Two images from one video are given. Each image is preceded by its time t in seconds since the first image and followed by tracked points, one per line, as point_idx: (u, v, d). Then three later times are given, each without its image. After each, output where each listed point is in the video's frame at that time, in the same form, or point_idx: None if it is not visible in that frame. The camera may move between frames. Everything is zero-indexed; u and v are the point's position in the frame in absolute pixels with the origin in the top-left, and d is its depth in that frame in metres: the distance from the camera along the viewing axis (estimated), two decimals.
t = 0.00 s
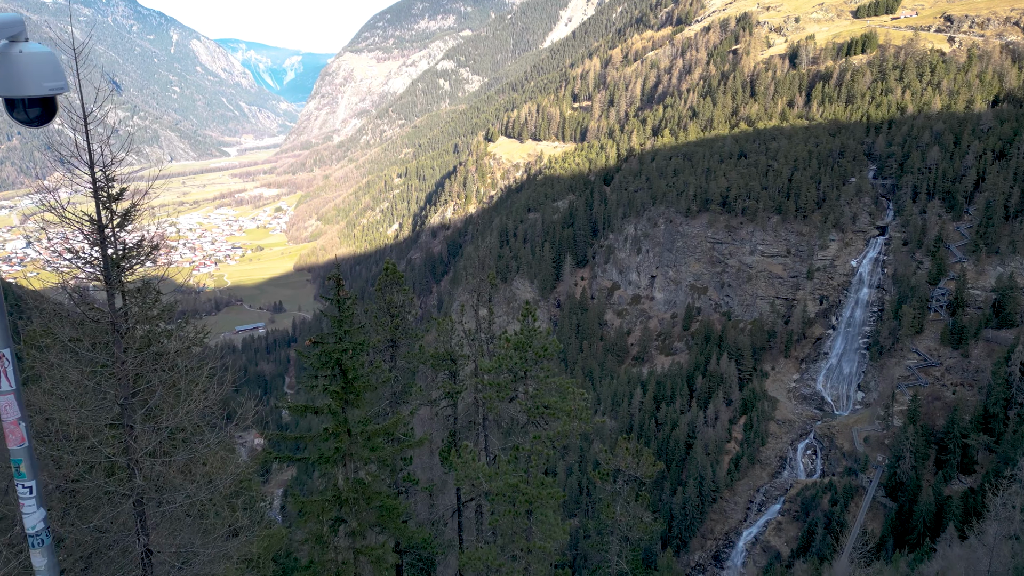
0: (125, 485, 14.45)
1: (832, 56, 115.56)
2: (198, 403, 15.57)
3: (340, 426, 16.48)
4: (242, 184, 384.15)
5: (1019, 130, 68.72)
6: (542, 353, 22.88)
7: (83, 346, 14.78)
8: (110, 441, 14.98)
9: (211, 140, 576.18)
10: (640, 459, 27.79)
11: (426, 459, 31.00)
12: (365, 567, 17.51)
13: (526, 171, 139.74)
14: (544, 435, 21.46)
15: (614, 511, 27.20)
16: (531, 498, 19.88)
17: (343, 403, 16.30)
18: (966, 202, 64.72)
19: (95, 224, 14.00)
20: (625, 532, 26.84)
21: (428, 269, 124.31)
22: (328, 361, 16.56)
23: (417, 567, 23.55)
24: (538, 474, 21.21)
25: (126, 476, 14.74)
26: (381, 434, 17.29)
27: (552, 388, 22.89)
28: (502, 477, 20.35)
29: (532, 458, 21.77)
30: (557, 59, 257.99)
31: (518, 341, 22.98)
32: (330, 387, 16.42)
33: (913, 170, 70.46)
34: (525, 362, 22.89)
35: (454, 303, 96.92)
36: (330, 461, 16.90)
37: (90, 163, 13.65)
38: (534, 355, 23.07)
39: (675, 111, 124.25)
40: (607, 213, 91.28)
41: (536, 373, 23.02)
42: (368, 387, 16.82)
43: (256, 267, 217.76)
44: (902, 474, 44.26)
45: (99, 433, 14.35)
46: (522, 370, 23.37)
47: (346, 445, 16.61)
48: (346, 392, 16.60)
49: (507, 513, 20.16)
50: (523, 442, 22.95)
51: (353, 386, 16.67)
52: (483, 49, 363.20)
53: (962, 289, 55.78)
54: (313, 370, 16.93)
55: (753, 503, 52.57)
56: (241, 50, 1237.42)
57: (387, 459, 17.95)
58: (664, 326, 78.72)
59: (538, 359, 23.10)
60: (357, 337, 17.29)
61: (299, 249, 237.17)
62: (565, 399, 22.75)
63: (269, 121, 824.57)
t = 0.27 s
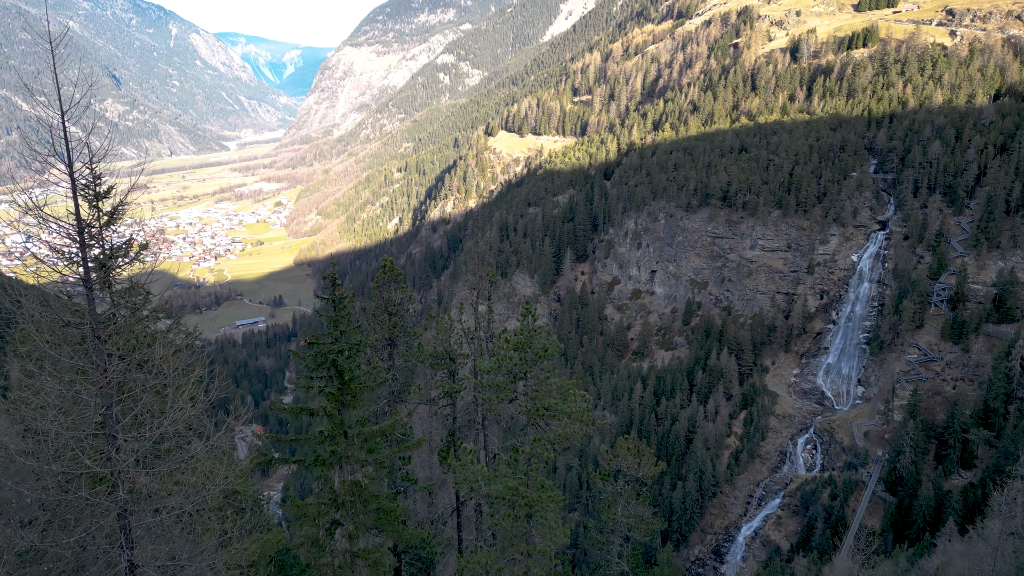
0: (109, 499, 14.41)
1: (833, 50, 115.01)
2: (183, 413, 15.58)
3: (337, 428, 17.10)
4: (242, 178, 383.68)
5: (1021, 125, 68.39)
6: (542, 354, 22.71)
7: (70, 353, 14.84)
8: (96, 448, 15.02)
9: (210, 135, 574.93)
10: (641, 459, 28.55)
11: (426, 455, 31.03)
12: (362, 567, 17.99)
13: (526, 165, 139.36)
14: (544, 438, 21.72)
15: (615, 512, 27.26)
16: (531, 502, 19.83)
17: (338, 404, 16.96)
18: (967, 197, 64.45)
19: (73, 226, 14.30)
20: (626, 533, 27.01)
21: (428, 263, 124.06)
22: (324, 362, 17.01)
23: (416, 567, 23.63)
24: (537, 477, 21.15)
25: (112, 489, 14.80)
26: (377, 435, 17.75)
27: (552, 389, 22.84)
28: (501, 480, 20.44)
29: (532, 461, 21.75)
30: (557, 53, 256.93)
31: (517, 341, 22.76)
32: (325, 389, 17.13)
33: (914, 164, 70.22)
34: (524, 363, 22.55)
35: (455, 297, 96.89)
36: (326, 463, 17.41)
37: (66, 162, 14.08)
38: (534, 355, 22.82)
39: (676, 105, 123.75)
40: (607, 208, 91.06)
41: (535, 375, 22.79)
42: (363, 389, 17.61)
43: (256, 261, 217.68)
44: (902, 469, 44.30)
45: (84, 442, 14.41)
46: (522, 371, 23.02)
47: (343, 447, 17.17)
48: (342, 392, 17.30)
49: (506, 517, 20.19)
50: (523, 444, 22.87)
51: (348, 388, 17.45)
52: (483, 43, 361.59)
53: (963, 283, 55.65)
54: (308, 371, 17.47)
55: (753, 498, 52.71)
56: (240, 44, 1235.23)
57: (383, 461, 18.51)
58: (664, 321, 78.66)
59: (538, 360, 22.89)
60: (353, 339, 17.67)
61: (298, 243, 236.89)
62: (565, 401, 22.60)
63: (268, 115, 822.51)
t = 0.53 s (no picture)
0: (91, 511, 14.61)
1: (834, 44, 114.44)
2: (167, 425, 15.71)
3: (333, 432, 17.17)
4: (241, 173, 383.12)
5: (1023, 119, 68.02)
6: (542, 355, 22.46)
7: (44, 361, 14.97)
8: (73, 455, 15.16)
9: (209, 129, 573.58)
10: (643, 460, 28.21)
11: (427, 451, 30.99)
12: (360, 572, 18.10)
13: (526, 160, 138.93)
14: (544, 441, 21.35)
15: (616, 515, 27.07)
16: (531, 507, 19.61)
17: (332, 408, 16.90)
18: (968, 191, 64.18)
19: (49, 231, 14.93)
20: (627, 535, 26.78)
21: (428, 258, 123.80)
22: (319, 365, 17.02)
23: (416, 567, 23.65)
24: (538, 480, 20.99)
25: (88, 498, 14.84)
26: (373, 439, 17.89)
27: (553, 391, 22.48)
28: (500, 485, 20.25)
29: (531, 465, 21.62)
30: (557, 47, 255.70)
31: (515, 342, 22.58)
32: (319, 392, 16.90)
33: (915, 159, 69.96)
34: (522, 365, 22.37)
35: (455, 292, 96.82)
36: (322, 467, 17.50)
37: (41, 165, 14.73)
38: (534, 357, 22.62)
39: (676, 100, 123.24)
40: (608, 203, 90.96)
41: (535, 377, 22.51)
42: (358, 392, 17.49)
43: (256, 257, 217.51)
44: (902, 464, 44.37)
45: (59, 450, 14.56)
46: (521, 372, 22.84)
47: (338, 451, 17.30)
48: (337, 395, 17.23)
49: (506, 522, 20.11)
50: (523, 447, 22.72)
51: (343, 390, 17.29)
52: (483, 37, 359.67)
53: (964, 279, 55.47)
54: (302, 374, 17.41)
55: (753, 493, 52.82)
56: (240, 39, 1234.17)
57: (380, 464, 18.65)
58: (664, 316, 78.61)
59: (538, 361, 22.65)
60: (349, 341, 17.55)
61: (298, 238, 236.62)
62: (565, 404, 22.38)
63: (268, 110, 819.70)
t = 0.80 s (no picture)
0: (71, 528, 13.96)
1: (835, 41, 114.08)
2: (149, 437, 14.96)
3: (328, 437, 17.03)
4: (241, 170, 382.70)
5: None
6: (542, 358, 22.36)
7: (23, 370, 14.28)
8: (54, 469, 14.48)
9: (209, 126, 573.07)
10: (645, 463, 27.85)
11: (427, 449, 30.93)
12: None
13: (526, 157, 138.67)
14: (544, 446, 21.32)
15: (617, 518, 26.97)
16: (531, 513, 19.61)
17: (328, 412, 16.84)
18: (969, 188, 64.02)
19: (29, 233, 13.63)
20: (628, 538, 26.69)
21: (428, 255, 123.69)
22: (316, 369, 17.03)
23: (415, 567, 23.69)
24: (538, 484, 20.90)
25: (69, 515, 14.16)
26: (369, 443, 17.87)
27: (553, 396, 22.44)
28: (499, 489, 20.24)
29: (531, 469, 21.55)
30: (557, 44, 255.01)
31: (514, 345, 22.56)
32: (316, 395, 16.97)
33: (916, 156, 69.78)
34: (521, 369, 22.31)
35: (455, 289, 96.79)
36: (317, 472, 17.36)
37: (26, 163, 13.26)
38: (533, 360, 22.57)
39: (677, 96, 122.99)
40: (608, 200, 90.83)
41: (535, 380, 22.42)
42: (355, 396, 17.40)
43: (256, 253, 217.41)
44: (902, 461, 44.44)
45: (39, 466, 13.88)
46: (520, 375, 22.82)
47: (334, 456, 17.11)
48: (333, 399, 17.18)
49: (505, 528, 20.07)
50: (522, 451, 22.64)
51: (340, 394, 17.24)
52: (483, 34, 358.64)
53: (965, 276, 55.35)
54: (300, 377, 17.47)
55: (753, 490, 52.84)
56: (239, 35, 1231.51)
57: (378, 469, 18.53)
58: (664, 313, 78.53)
59: (537, 365, 22.57)
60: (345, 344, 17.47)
61: (298, 235, 236.48)
62: (565, 407, 22.29)
63: (268, 106, 818.17)
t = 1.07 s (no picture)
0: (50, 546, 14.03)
1: (835, 38, 113.70)
2: (127, 454, 14.87)
3: (323, 443, 16.90)
4: (241, 167, 382.31)
5: None
6: (542, 363, 22.24)
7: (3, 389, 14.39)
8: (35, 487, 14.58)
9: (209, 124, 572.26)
10: (646, 467, 27.67)
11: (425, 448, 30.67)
12: None
13: (526, 154, 138.34)
14: (544, 453, 21.09)
15: (617, 523, 26.99)
16: (531, 521, 19.54)
17: (324, 418, 16.75)
18: (969, 186, 63.94)
19: (0, 244, 14.17)
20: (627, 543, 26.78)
21: (428, 253, 123.50)
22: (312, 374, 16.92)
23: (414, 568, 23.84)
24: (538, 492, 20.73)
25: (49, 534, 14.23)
26: (365, 449, 17.84)
27: (553, 401, 22.25)
28: (498, 497, 20.10)
29: (531, 476, 21.36)
30: (557, 41, 254.45)
31: (514, 349, 22.41)
32: (310, 400, 16.81)
33: (916, 154, 69.65)
34: (520, 372, 22.25)
35: (455, 287, 96.64)
36: (312, 479, 17.27)
37: None
38: (533, 365, 22.47)
39: (677, 94, 122.72)
40: (608, 198, 90.65)
41: (535, 386, 22.36)
42: (350, 400, 17.31)
43: (255, 251, 217.14)
44: (902, 459, 44.50)
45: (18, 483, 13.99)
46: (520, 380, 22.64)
47: (330, 462, 17.01)
48: (327, 404, 17.01)
49: (504, 536, 19.95)
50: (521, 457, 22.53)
51: (335, 399, 17.13)
52: (483, 31, 357.77)
53: (966, 274, 55.28)
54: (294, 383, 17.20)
55: (753, 488, 52.84)
56: (239, 32, 1228.69)
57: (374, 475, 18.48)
58: (665, 311, 78.42)
59: (536, 370, 22.45)
60: (341, 349, 17.39)
61: (298, 233, 236.28)
62: (566, 413, 22.16)
63: (268, 104, 816.59)
